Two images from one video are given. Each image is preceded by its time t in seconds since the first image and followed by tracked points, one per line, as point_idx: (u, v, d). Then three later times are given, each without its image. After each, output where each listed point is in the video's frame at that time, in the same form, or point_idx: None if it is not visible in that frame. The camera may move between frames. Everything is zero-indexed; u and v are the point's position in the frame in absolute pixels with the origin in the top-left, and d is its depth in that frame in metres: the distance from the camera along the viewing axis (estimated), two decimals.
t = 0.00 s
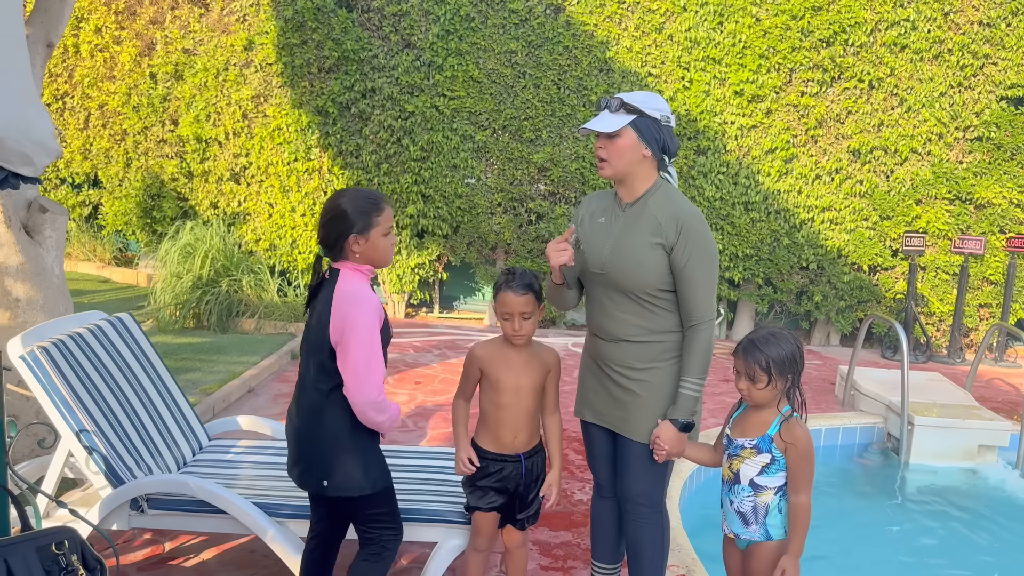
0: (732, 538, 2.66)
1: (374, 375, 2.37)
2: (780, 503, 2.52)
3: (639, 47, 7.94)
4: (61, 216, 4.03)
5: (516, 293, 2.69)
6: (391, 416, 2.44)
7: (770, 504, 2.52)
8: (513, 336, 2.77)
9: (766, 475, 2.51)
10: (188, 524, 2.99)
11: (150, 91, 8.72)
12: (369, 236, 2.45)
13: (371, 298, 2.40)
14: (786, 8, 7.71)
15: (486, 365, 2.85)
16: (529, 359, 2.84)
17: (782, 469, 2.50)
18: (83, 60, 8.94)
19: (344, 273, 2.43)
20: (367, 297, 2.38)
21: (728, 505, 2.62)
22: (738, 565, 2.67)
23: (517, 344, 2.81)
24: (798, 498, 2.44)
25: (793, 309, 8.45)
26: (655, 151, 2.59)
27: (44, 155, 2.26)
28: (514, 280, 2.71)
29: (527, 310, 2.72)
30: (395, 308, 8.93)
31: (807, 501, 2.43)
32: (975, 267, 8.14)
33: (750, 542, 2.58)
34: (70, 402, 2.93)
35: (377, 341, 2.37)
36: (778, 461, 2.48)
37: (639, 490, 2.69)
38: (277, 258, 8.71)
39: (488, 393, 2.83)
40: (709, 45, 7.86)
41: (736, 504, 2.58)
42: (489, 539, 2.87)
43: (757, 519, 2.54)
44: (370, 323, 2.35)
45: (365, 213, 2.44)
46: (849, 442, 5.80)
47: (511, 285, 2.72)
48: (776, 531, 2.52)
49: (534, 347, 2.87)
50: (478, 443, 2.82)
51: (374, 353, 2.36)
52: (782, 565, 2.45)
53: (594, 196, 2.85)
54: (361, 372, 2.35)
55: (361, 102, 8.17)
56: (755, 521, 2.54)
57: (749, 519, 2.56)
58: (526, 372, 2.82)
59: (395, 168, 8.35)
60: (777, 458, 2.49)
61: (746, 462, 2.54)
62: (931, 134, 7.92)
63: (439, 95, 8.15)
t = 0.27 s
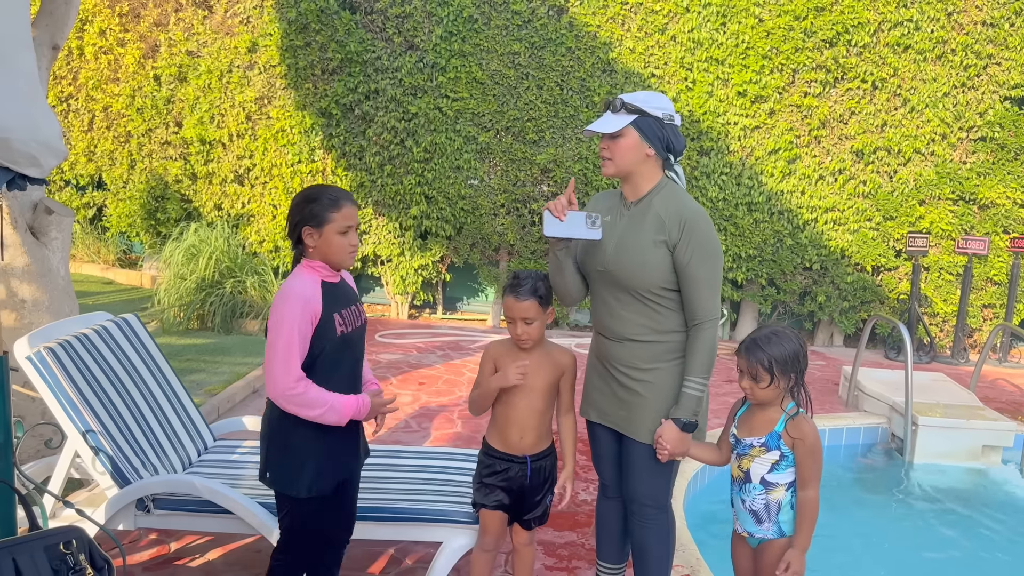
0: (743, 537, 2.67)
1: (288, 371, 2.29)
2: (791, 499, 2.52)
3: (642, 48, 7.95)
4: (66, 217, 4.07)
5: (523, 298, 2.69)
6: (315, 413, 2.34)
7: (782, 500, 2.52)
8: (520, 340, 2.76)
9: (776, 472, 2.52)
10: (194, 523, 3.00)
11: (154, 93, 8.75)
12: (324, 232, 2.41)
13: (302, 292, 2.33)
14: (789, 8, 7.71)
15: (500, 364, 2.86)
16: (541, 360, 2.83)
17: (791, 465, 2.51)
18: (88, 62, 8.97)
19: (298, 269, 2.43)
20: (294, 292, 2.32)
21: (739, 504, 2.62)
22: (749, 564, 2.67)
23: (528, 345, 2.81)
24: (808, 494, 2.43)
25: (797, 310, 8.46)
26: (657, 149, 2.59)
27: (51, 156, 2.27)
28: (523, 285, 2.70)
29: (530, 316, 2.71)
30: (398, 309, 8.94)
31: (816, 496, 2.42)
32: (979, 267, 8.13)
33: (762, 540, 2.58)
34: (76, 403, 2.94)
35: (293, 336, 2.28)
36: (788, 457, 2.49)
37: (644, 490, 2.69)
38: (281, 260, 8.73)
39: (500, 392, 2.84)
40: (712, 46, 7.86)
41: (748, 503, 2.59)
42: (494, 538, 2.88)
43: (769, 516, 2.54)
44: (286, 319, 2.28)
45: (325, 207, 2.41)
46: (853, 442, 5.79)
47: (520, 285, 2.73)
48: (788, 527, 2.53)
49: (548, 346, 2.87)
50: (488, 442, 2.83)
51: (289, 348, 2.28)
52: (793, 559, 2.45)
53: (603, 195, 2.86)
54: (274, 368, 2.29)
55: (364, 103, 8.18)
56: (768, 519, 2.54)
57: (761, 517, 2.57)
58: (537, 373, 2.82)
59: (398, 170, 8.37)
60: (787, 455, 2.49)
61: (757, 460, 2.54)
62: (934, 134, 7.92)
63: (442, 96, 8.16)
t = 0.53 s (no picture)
0: (753, 534, 2.66)
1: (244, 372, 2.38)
2: (802, 496, 2.53)
3: (646, 47, 7.94)
4: (74, 220, 4.05)
5: (534, 299, 2.70)
6: (271, 415, 2.40)
7: (793, 498, 2.52)
8: (529, 338, 2.76)
9: (787, 470, 2.51)
10: (204, 524, 3.01)
11: (159, 95, 8.78)
12: (302, 232, 2.48)
13: (265, 293, 2.43)
14: (794, 6, 7.69)
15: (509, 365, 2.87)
16: (551, 360, 2.83)
17: (803, 462, 2.51)
18: (93, 65, 9.01)
19: (273, 272, 2.54)
20: (256, 294, 2.42)
21: (749, 502, 2.61)
22: (760, 560, 2.67)
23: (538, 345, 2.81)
24: (823, 490, 2.45)
25: (803, 308, 8.44)
26: (665, 147, 2.60)
27: (60, 159, 2.29)
28: (533, 288, 2.71)
29: (541, 316, 2.72)
30: (404, 309, 8.95)
31: (833, 492, 2.45)
32: (985, 264, 8.10)
33: (773, 537, 2.58)
34: (85, 405, 2.94)
35: (249, 338, 2.38)
36: (800, 455, 2.49)
37: (653, 489, 2.70)
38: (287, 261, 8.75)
39: (509, 393, 2.84)
40: (716, 44, 7.85)
41: (758, 501, 2.58)
42: (502, 538, 2.88)
43: (779, 514, 2.54)
44: (244, 320, 2.39)
45: (299, 210, 2.48)
46: (861, 440, 5.77)
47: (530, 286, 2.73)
48: (800, 524, 2.54)
49: (556, 346, 2.86)
50: (497, 442, 2.83)
51: (243, 349, 2.38)
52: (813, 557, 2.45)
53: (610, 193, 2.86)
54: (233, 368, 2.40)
55: (369, 104, 8.20)
56: (779, 516, 2.54)
57: (772, 515, 2.57)
58: (547, 373, 2.82)
59: (403, 171, 8.38)
60: (798, 452, 2.49)
61: (768, 459, 2.53)
62: (940, 131, 7.89)
63: (446, 97, 8.17)
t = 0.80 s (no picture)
0: (758, 530, 2.65)
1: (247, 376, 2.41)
2: (807, 493, 2.51)
3: (650, 44, 7.92)
4: (81, 222, 4.02)
5: (544, 291, 2.70)
6: (272, 423, 2.40)
7: (796, 494, 2.51)
8: (537, 334, 2.76)
9: (793, 466, 2.51)
10: (212, 524, 3.02)
11: (165, 97, 8.81)
12: (307, 228, 2.51)
13: (264, 296, 2.44)
14: (798, 2, 7.67)
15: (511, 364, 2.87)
16: (553, 359, 2.83)
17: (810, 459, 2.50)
18: (99, 67, 9.04)
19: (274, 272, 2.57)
20: (255, 297, 2.44)
21: (754, 496, 2.62)
22: (766, 557, 2.65)
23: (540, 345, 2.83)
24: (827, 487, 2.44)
25: (810, 304, 8.42)
26: (675, 144, 2.59)
27: (68, 160, 2.30)
28: (540, 279, 2.73)
29: (552, 309, 2.71)
30: (410, 309, 8.96)
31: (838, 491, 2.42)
32: (993, 259, 8.06)
33: (778, 533, 2.57)
34: (93, 406, 2.96)
35: (250, 340, 2.39)
36: (806, 452, 2.48)
37: (662, 485, 2.70)
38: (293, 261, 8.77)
39: (511, 391, 2.84)
40: (721, 41, 7.83)
41: (762, 495, 2.58)
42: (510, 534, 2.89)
43: (783, 509, 2.53)
44: (245, 323, 2.41)
45: (296, 207, 2.51)
46: (868, 436, 5.76)
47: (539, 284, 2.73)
48: (804, 521, 2.52)
49: (559, 346, 2.87)
50: (499, 439, 2.83)
51: (246, 352, 2.39)
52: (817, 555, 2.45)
53: (618, 190, 2.86)
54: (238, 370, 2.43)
55: (373, 104, 8.21)
56: (782, 512, 2.53)
57: (776, 510, 2.56)
58: (548, 372, 2.82)
59: (408, 170, 8.39)
60: (804, 448, 2.48)
61: (773, 454, 2.53)
62: (947, 126, 7.85)
63: (451, 96, 8.17)
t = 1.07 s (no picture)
0: (761, 524, 2.65)
1: (283, 371, 2.40)
2: (810, 488, 2.50)
3: (655, 39, 7.90)
4: (89, 222, 4.01)
5: (548, 285, 2.72)
6: (306, 418, 2.41)
7: (799, 488, 2.50)
8: (540, 327, 2.77)
9: (796, 460, 2.50)
10: (221, 521, 3.03)
11: (171, 97, 8.83)
12: (325, 223, 2.54)
13: (292, 290, 2.45)
14: None
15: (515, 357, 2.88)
16: (558, 353, 2.83)
17: (814, 454, 2.48)
18: (105, 68, 9.07)
19: (293, 267, 2.56)
20: (283, 291, 2.44)
21: (757, 488, 2.62)
22: (769, 552, 2.64)
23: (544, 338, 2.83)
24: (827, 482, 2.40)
25: (817, 299, 8.39)
26: (685, 139, 2.55)
27: (74, 160, 2.31)
28: (542, 273, 2.75)
29: (555, 303, 2.74)
30: (417, 306, 8.96)
31: (841, 489, 2.39)
32: (1001, 253, 8.02)
33: (778, 526, 2.56)
34: (103, 404, 2.98)
35: (285, 333, 2.39)
36: (811, 447, 2.47)
37: (671, 480, 2.69)
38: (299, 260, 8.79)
39: (515, 385, 2.86)
40: (726, 35, 7.80)
41: (764, 487, 2.58)
42: (518, 529, 2.89)
43: (784, 503, 2.53)
44: (278, 317, 2.40)
45: (311, 204, 2.53)
46: (876, 430, 5.74)
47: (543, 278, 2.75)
48: (805, 516, 2.51)
49: (564, 341, 2.87)
50: (504, 433, 2.86)
51: (282, 347, 2.39)
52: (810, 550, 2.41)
53: (628, 185, 2.85)
54: (268, 366, 2.42)
55: (379, 102, 8.21)
56: (783, 505, 2.53)
57: (777, 503, 2.56)
58: (553, 367, 2.82)
59: (414, 168, 8.39)
60: (810, 444, 2.47)
61: (777, 447, 2.53)
62: (954, 119, 7.81)
63: (456, 93, 8.17)
